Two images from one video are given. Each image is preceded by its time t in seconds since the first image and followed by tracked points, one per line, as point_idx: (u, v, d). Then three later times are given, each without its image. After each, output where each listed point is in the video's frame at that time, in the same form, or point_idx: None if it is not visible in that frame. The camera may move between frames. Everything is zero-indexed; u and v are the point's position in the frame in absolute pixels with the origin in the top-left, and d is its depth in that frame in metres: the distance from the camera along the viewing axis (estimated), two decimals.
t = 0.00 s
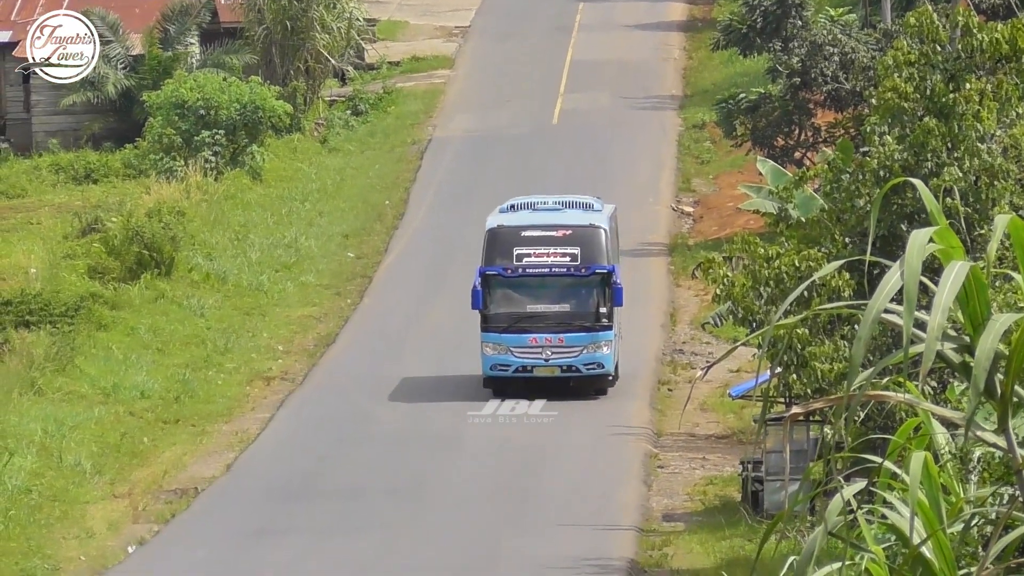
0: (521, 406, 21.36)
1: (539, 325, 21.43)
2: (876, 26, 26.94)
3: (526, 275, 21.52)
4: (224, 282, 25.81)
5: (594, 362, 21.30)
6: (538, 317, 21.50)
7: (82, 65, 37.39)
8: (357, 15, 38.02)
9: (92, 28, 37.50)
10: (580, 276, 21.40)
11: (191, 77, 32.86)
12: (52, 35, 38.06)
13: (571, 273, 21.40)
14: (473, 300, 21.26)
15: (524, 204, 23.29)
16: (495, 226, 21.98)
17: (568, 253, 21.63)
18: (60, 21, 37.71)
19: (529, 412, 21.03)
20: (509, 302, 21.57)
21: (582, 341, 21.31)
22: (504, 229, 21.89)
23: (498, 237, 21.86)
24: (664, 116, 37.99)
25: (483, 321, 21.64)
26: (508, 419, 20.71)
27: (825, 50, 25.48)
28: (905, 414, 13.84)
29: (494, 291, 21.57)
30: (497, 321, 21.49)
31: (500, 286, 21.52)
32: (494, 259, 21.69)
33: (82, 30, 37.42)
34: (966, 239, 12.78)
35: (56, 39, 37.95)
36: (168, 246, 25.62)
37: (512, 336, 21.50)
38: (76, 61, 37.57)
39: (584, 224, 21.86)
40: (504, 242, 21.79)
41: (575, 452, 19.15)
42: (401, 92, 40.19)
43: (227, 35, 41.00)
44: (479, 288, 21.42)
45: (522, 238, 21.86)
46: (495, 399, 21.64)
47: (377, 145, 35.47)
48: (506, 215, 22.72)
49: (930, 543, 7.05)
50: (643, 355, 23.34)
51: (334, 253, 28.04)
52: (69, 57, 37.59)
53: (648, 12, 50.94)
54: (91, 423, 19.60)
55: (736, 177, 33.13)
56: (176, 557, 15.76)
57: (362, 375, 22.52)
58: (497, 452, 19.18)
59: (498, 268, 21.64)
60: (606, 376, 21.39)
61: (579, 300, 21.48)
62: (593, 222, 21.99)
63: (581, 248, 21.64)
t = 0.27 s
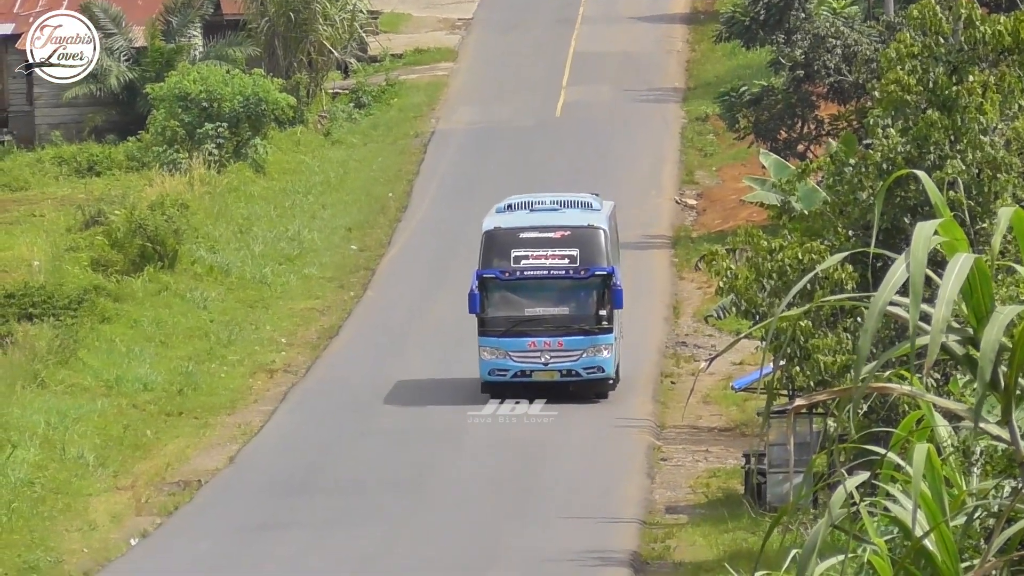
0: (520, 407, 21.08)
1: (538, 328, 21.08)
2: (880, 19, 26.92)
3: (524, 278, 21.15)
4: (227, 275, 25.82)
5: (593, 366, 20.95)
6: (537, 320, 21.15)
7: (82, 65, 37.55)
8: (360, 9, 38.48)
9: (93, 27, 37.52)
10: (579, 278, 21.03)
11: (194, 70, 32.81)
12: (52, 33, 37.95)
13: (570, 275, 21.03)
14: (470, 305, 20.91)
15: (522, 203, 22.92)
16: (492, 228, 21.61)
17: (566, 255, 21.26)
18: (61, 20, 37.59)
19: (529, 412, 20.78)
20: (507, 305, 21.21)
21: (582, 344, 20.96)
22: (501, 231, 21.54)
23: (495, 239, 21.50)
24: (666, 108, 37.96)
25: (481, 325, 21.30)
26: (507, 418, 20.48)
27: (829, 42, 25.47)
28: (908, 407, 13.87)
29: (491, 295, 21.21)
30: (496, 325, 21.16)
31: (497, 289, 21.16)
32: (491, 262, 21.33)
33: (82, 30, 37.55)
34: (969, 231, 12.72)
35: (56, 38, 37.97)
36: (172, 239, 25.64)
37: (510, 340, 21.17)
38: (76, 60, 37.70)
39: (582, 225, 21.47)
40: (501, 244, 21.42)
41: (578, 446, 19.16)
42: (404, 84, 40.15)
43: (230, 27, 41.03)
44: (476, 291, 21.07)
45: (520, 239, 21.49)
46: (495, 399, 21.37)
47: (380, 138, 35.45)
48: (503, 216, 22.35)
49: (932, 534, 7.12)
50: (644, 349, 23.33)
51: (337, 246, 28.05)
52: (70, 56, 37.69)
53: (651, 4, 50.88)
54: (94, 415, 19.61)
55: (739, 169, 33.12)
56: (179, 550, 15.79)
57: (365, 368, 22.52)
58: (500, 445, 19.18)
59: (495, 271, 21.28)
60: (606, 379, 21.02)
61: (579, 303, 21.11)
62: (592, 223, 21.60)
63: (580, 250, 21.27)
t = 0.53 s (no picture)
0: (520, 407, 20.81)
1: (536, 331, 20.79)
2: (884, 11, 26.91)
3: (523, 280, 20.82)
4: (230, 268, 25.85)
5: (593, 369, 20.65)
6: (535, 322, 20.84)
7: (82, 66, 37.34)
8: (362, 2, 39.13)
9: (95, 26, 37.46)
10: (579, 280, 20.71)
11: (198, 63, 32.80)
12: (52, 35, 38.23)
13: (569, 277, 20.71)
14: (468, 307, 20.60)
15: (521, 203, 22.62)
16: (490, 229, 21.28)
17: (565, 256, 20.93)
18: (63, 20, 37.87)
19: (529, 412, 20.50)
20: (505, 307, 20.90)
21: (581, 347, 20.66)
22: (500, 231, 21.21)
23: (493, 240, 21.18)
24: (671, 100, 37.92)
25: (478, 327, 21.00)
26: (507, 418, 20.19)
27: (832, 35, 25.48)
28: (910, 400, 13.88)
29: (489, 297, 20.90)
30: (493, 327, 20.86)
31: (495, 292, 20.85)
32: (489, 264, 21.02)
33: (83, 30, 37.51)
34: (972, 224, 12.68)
35: (56, 39, 38.17)
36: (175, 233, 25.66)
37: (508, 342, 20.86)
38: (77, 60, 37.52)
39: (582, 225, 21.15)
40: (499, 245, 21.11)
41: (581, 439, 19.15)
42: (407, 77, 40.11)
43: (235, 19, 41.06)
44: (474, 293, 20.75)
45: (518, 240, 21.17)
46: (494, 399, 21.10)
47: (384, 131, 35.42)
48: (502, 216, 22.04)
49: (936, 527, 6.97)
50: (649, 341, 23.34)
51: (341, 239, 28.07)
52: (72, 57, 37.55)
53: None
54: (98, 409, 19.63)
55: (742, 162, 33.10)
56: (183, 543, 15.81)
57: (368, 361, 22.51)
58: (503, 438, 19.18)
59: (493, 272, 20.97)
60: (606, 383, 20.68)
61: (578, 305, 20.80)
62: (592, 223, 21.29)
63: (580, 250, 20.95)
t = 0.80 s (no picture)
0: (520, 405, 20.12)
1: (531, 328, 19.90)
2: None
3: (518, 274, 19.95)
4: (223, 255, 25.50)
5: (589, 369, 19.76)
6: (530, 320, 19.96)
7: (82, 65, 36.91)
8: None
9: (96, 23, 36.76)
10: (576, 275, 19.85)
11: (191, 46, 32.35)
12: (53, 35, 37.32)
13: (567, 272, 19.85)
14: (460, 302, 19.72)
15: (517, 197, 21.79)
16: (485, 221, 20.43)
17: (562, 250, 20.10)
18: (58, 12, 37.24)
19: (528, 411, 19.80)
20: (499, 303, 20.04)
21: (578, 346, 19.79)
22: (494, 224, 20.35)
23: (487, 233, 20.31)
24: (673, 85, 37.51)
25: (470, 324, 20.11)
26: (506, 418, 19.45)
27: (836, 18, 25.06)
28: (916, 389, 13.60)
29: (482, 291, 20.04)
30: (486, 324, 19.98)
31: (489, 286, 19.98)
32: (483, 258, 20.17)
33: (83, 30, 36.82)
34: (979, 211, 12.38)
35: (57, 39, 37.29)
36: (167, 219, 25.31)
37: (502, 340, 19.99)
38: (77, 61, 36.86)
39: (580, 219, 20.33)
40: (494, 238, 20.23)
41: (580, 430, 18.81)
42: (404, 60, 39.68)
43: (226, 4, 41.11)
44: (466, 288, 19.89)
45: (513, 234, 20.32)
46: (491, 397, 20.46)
47: (379, 115, 35.02)
48: (497, 209, 21.19)
49: (942, 521, 6.58)
50: (650, 329, 22.99)
51: (335, 225, 27.73)
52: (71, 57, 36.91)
53: None
54: (87, 399, 19.28)
55: (745, 147, 32.71)
56: (174, 536, 15.46)
57: (363, 351, 22.14)
58: (501, 429, 18.85)
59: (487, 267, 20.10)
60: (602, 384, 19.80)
61: (575, 301, 19.94)
62: (590, 217, 20.46)
63: (577, 245, 20.11)
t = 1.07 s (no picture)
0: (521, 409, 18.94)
1: (525, 337, 18.45)
2: None
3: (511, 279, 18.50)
4: (207, 251, 24.75)
5: (586, 382, 18.35)
6: (523, 328, 18.50)
7: (82, 65, 36.36)
8: None
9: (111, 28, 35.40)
10: (574, 281, 18.41)
11: (174, 33, 31.75)
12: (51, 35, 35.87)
13: (564, 277, 18.42)
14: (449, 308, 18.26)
15: (513, 196, 20.36)
16: (478, 222, 19.01)
17: (560, 254, 18.67)
18: (50, 7, 35.65)
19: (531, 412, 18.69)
20: (490, 309, 18.57)
21: (575, 356, 18.37)
22: (487, 224, 18.97)
23: (480, 235, 18.90)
24: (676, 73, 36.75)
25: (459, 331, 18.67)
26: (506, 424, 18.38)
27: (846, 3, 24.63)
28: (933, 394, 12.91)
29: (473, 297, 18.59)
30: (476, 331, 18.53)
31: (480, 291, 18.52)
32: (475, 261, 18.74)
33: (83, 30, 35.72)
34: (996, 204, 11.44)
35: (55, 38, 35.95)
36: (148, 213, 24.54)
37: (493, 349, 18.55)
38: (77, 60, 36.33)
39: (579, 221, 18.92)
40: (487, 240, 18.81)
41: (580, 435, 18.10)
42: (394, 47, 38.86)
43: None
44: (456, 293, 18.43)
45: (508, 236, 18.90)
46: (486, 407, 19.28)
47: (369, 105, 34.21)
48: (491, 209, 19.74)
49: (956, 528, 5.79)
50: (653, 327, 22.29)
51: (324, 220, 26.97)
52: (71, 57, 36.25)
53: None
54: (65, 401, 18.51)
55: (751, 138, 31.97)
56: (157, 544, 14.68)
57: (351, 352, 21.38)
58: (496, 434, 18.14)
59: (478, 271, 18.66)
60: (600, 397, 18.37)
61: (572, 309, 18.50)
62: (590, 219, 19.06)
63: (576, 249, 18.70)
